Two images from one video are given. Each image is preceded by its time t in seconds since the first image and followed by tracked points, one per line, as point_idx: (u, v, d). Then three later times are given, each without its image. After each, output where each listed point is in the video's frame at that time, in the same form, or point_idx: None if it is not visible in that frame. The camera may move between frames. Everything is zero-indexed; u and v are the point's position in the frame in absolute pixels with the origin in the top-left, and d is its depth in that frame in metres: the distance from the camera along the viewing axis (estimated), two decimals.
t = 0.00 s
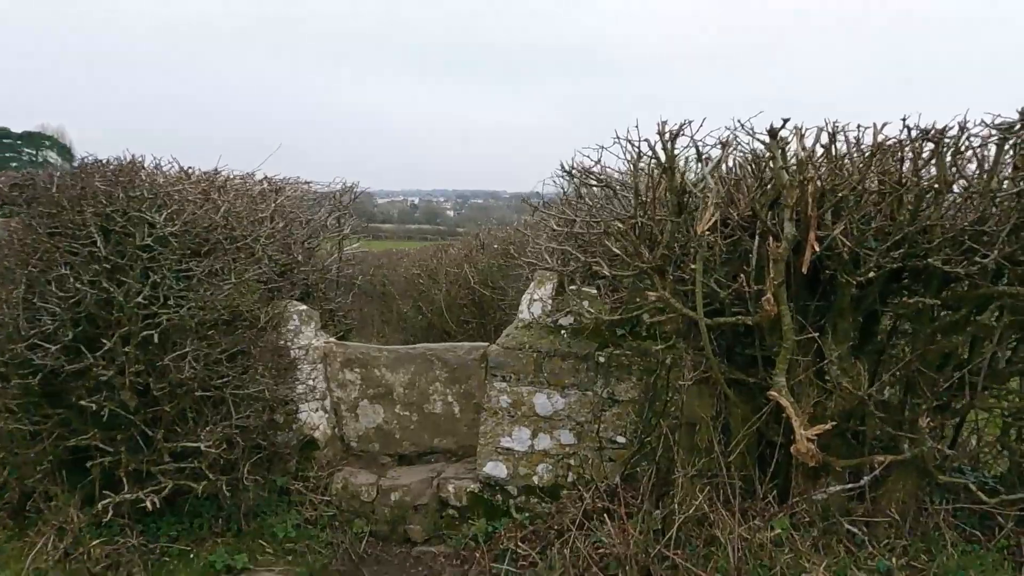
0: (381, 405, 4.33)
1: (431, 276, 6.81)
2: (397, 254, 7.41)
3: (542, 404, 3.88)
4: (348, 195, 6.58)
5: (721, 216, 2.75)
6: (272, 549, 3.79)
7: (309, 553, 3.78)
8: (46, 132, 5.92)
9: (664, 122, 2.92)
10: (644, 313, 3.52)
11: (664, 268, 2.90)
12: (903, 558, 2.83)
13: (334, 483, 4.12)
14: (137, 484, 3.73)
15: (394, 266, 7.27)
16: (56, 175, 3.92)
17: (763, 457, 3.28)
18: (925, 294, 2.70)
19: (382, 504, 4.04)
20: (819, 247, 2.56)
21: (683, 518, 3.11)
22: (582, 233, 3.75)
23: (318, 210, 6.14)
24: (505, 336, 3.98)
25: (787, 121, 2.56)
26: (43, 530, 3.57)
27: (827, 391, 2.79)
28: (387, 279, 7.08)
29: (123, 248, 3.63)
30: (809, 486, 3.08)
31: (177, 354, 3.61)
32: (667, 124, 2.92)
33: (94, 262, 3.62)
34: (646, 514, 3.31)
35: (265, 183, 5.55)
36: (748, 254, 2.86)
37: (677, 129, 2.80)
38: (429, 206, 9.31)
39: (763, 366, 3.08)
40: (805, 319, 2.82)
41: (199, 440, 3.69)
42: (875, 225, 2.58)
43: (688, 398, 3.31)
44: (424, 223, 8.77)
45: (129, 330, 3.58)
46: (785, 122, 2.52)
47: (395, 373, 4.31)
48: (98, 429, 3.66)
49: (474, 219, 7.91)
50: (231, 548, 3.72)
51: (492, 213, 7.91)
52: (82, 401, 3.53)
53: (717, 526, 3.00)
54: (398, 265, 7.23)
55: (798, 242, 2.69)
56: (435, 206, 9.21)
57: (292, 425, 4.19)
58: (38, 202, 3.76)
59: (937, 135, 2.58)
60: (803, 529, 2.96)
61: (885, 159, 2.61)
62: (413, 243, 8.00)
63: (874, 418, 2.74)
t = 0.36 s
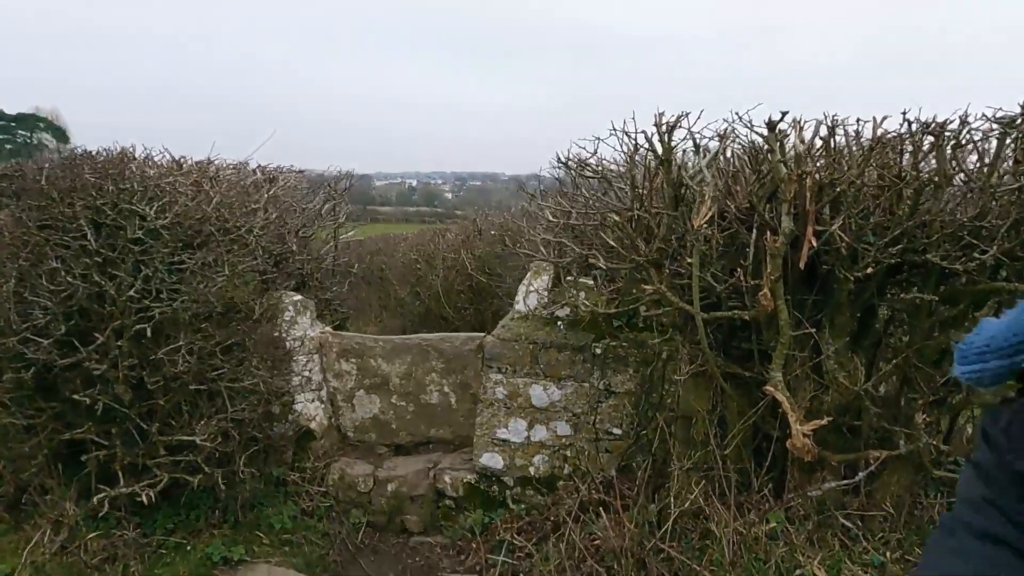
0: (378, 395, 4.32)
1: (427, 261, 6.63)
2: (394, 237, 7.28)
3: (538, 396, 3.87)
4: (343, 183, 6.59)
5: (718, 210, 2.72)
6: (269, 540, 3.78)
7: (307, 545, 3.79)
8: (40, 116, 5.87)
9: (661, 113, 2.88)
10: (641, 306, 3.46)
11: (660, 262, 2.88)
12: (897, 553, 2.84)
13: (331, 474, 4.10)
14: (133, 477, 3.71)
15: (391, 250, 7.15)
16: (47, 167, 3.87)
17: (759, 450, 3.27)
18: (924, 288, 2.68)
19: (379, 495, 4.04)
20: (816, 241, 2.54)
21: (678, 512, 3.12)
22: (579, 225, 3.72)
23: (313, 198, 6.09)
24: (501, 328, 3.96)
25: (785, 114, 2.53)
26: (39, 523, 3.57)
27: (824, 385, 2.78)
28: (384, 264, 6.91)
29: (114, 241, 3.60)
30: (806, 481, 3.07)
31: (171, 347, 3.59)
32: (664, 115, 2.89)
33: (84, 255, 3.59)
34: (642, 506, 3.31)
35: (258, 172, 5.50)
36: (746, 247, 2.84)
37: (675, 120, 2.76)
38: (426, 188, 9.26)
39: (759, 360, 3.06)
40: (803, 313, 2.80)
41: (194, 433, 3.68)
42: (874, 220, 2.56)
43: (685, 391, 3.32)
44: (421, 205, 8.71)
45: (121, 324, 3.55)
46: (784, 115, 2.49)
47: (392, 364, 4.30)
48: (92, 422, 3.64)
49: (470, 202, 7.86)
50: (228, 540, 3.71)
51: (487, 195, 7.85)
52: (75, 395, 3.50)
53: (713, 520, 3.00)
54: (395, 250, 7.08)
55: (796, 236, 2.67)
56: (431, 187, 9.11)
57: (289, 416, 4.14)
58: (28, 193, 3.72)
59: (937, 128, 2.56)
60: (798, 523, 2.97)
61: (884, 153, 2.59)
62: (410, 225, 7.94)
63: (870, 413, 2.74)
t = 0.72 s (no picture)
0: (386, 397, 4.27)
1: (428, 253, 6.77)
2: (395, 229, 7.40)
3: (548, 400, 3.81)
4: (347, 181, 6.58)
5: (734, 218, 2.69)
6: (280, 545, 3.78)
7: (317, 548, 3.79)
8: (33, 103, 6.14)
9: (677, 119, 2.85)
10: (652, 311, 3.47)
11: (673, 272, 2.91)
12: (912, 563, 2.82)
13: (340, 477, 4.09)
14: (144, 485, 3.68)
15: (392, 242, 7.29)
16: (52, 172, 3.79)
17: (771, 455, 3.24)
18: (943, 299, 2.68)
19: (389, 498, 4.02)
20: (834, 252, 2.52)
21: (692, 519, 3.10)
22: (590, 229, 3.69)
23: (318, 196, 6.04)
24: (511, 331, 3.89)
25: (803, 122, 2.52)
26: (50, 531, 3.54)
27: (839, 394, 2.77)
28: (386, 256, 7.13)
29: (123, 248, 3.56)
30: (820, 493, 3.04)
31: (181, 355, 3.57)
32: (679, 121, 2.86)
33: (93, 263, 3.56)
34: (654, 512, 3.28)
35: (264, 172, 5.48)
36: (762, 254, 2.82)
37: (692, 126, 2.73)
38: (425, 178, 9.24)
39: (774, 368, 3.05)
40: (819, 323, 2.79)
41: (205, 441, 3.66)
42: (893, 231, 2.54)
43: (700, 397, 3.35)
44: (420, 193, 8.68)
45: (131, 332, 3.52)
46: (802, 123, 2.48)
47: (400, 365, 4.23)
48: (102, 430, 3.60)
49: (470, 191, 7.77)
50: (240, 545, 3.70)
51: (488, 184, 7.75)
52: (86, 404, 3.47)
53: (727, 528, 2.98)
54: (396, 242, 7.24)
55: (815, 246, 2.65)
56: (430, 177, 9.10)
57: (298, 419, 4.14)
58: (34, 198, 3.66)
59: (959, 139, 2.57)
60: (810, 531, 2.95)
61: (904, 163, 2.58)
62: (410, 214, 7.92)
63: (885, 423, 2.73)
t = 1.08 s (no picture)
0: (400, 392, 4.28)
1: (438, 246, 6.72)
2: (405, 222, 7.40)
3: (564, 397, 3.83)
4: (361, 175, 6.59)
5: (757, 216, 2.67)
6: (298, 539, 3.78)
7: (334, 542, 3.82)
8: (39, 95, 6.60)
9: (698, 117, 2.84)
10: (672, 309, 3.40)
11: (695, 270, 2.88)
12: (933, 564, 2.80)
13: (357, 472, 4.16)
14: (165, 479, 3.68)
15: (401, 236, 7.27)
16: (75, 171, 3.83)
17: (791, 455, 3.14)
18: (967, 299, 2.69)
19: (405, 494, 4.10)
20: (859, 253, 2.51)
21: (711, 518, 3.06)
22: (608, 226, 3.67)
23: (333, 191, 6.06)
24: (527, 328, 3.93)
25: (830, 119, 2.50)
26: (72, 525, 3.53)
27: (861, 394, 2.75)
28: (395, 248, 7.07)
29: (143, 245, 3.57)
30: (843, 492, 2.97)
31: (201, 351, 3.57)
32: (701, 118, 2.84)
33: (113, 260, 3.57)
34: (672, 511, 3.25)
35: (280, 168, 5.50)
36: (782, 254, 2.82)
37: (715, 123, 2.71)
38: (434, 171, 9.25)
39: (795, 367, 3.03)
40: (841, 322, 2.77)
41: (224, 436, 3.66)
42: (920, 231, 2.53)
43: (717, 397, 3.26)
44: (429, 187, 8.70)
45: (151, 328, 3.53)
46: (829, 121, 2.46)
47: (415, 361, 4.25)
48: (122, 425, 3.59)
49: (481, 185, 7.75)
50: (258, 540, 3.69)
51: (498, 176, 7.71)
52: (107, 400, 3.47)
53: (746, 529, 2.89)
54: (406, 235, 7.22)
55: (838, 247, 2.65)
56: (438, 171, 9.11)
57: (315, 414, 4.15)
58: (54, 196, 3.70)
59: (986, 139, 2.56)
60: (831, 530, 2.88)
61: (932, 162, 2.57)
62: (420, 208, 7.93)
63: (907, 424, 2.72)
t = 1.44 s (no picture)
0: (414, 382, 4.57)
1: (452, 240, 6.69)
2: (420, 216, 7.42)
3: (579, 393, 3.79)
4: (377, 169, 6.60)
5: (778, 213, 2.66)
6: (315, 531, 3.82)
7: (351, 535, 3.81)
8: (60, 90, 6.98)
9: (718, 112, 2.82)
10: (688, 306, 3.37)
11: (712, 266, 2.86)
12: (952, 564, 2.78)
13: (373, 466, 4.24)
14: (185, 472, 3.70)
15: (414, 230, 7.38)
16: (96, 167, 3.86)
17: (808, 453, 3.17)
18: (990, 299, 2.67)
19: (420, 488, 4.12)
20: (881, 252, 2.50)
21: (726, 515, 3.04)
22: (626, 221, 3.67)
23: (350, 185, 6.07)
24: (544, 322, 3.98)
25: (853, 117, 2.48)
26: (94, 516, 3.57)
27: (881, 394, 2.74)
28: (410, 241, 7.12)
29: (164, 240, 3.59)
30: (860, 491, 2.95)
31: (220, 345, 3.59)
32: (721, 114, 2.83)
33: (134, 255, 3.58)
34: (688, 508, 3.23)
35: (298, 163, 5.51)
36: (800, 252, 2.81)
37: (735, 119, 2.69)
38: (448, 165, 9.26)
39: (813, 365, 3.02)
40: (861, 320, 2.76)
41: (243, 430, 3.66)
42: (944, 230, 2.50)
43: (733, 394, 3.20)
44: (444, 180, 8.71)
45: (171, 322, 3.54)
46: (851, 118, 2.44)
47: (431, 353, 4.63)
48: (144, 417, 3.60)
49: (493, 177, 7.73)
50: (276, 532, 3.72)
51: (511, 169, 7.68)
52: (129, 392, 3.48)
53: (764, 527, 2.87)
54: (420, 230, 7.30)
55: (859, 245, 2.63)
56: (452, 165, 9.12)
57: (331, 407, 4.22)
58: (76, 191, 3.73)
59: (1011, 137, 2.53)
60: (848, 530, 2.86)
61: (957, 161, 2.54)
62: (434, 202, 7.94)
63: (928, 424, 2.70)
